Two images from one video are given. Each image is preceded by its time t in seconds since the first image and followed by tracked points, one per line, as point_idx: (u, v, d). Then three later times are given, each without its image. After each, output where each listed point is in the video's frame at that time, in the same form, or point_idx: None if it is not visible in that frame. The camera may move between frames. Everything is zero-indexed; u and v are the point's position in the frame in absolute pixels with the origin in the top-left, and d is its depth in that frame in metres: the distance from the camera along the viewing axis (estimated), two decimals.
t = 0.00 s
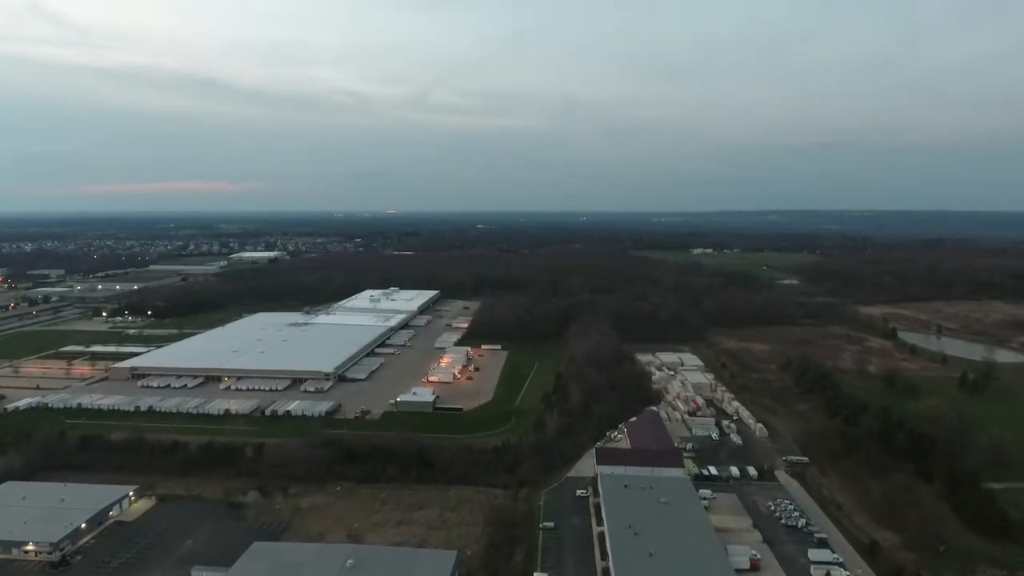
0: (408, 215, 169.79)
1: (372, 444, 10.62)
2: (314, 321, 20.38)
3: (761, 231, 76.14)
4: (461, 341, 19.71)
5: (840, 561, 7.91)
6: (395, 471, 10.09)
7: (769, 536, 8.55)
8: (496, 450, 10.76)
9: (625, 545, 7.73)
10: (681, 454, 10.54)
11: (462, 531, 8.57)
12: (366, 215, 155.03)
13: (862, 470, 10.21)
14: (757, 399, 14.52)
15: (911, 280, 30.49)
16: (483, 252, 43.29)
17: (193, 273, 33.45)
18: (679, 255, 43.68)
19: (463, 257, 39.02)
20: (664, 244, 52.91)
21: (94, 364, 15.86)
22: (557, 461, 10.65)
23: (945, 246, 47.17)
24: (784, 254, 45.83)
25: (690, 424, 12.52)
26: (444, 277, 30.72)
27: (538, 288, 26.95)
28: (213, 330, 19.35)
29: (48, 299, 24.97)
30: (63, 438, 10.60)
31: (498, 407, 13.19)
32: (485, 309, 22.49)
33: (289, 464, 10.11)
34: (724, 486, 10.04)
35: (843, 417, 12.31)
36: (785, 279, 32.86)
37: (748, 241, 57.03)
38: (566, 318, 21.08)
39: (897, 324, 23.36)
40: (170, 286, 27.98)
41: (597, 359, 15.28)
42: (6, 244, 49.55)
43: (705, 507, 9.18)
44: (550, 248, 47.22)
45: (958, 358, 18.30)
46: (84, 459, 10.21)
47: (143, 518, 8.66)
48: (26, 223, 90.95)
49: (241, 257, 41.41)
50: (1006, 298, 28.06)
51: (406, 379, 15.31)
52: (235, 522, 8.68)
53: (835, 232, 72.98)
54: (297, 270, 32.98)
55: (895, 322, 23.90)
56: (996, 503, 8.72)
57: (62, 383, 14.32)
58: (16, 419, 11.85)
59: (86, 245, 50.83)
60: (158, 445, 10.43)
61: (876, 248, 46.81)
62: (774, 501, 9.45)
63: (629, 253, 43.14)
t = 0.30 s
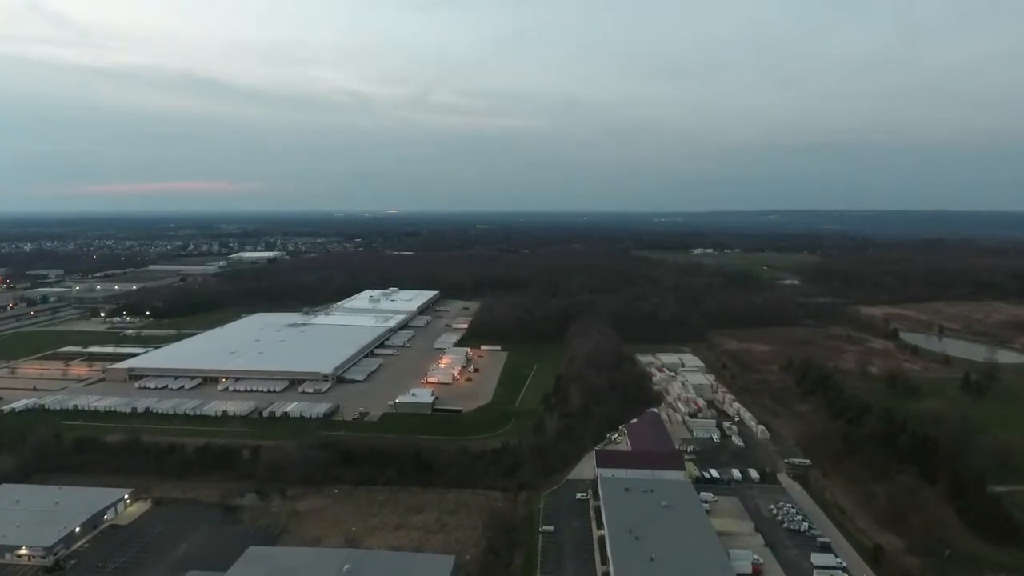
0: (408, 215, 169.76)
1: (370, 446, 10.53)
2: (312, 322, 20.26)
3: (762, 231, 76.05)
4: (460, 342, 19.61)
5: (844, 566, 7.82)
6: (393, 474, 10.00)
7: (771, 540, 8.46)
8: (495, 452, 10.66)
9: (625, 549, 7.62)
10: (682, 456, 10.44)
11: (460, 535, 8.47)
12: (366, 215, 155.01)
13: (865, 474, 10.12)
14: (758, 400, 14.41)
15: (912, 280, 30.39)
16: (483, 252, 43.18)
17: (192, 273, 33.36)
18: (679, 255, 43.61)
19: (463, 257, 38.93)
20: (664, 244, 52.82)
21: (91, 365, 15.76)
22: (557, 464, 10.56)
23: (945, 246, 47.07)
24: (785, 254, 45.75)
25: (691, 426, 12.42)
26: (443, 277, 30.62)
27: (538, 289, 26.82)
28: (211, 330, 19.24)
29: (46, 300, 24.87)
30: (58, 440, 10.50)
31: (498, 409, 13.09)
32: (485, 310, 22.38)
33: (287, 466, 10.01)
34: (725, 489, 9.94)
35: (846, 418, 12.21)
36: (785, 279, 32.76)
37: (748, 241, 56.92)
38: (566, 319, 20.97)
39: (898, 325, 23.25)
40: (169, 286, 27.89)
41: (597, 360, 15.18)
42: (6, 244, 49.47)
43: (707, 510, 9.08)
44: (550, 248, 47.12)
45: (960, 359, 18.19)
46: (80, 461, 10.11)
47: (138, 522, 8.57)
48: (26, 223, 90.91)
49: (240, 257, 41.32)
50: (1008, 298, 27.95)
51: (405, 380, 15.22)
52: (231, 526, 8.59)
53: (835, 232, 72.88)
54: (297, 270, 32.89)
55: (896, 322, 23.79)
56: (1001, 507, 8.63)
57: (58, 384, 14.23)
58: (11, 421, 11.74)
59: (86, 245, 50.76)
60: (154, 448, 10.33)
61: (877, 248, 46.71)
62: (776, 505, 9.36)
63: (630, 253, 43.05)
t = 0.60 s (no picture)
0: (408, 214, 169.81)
1: (368, 449, 10.43)
2: (311, 323, 20.16)
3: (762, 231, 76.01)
4: (460, 342, 19.50)
5: (848, 571, 7.72)
6: (392, 477, 9.90)
7: (774, 544, 8.36)
8: (495, 455, 10.56)
9: (626, 554, 7.53)
10: (683, 459, 10.34)
11: (459, 539, 8.37)
12: (366, 215, 155.07)
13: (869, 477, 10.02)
14: (759, 402, 14.31)
15: (913, 280, 30.29)
16: (483, 252, 43.11)
17: (191, 273, 33.29)
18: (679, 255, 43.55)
19: (463, 257, 38.84)
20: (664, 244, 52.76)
21: (88, 366, 15.66)
22: (557, 466, 10.46)
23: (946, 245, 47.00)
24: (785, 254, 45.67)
25: (692, 428, 12.31)
26: (443, 278, 30.52)
27: (537, 289, 26.72)
28: (209, 331, 19.13)
29: (44, 300, 24.78)
30: (53, 442, 10.40)
31: (498, 410, 12.99)
32: (485, 310, 22.27)
33: (284, 469, 9.91)
34: (727, 492, 9.84)
35: (848, 420, 12.11)
36: (786, 279, 32.66)
37: (748, 241, 56.89)
38: (566, 319, 20.87)
39: (900, 325, 23.14)
40: (168, 286, 27.81)
41: (598, 361, 15.08)
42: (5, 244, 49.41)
43: (708, 514, 8.98)
44: (550, 248, 47.03)
45: (963, 360, 18.07)
46: (75, 464, 10.01)
47: (133, 526, 8.47)
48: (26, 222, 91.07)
49: (239, 256, 41.26)
50: (1009, 298, 27.84)
51: (405, 381, 15.12)
52: (228, 529, 8.49)
53: (836, 232, 72.80)
54: (296, 270, 32.81)
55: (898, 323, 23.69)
56: (1006, 511, 8.53)
57: (55, 385, 14.13)
58: (6, 423, 11.65)
59: (86, 245, 50.72)
60: (151, 450, 10.23)
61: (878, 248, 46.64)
62: (779, 508, 9.25)
63: (630, 253, 42.98)
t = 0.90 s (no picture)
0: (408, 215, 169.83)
1: (367, 451, 10.33)
2: (310, 323, 20.07)
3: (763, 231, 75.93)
4: (459, 343, 19.40)
5: None
6: (390, 480, 9.81)
7: (776, 548, 8.26)
8: (494, 457, 10.47)
9: (626, 558, 7.42)
10: (684, 461, 10.24)
11: (458, 543, 8.27)
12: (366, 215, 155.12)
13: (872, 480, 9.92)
14: (761, 403, 14.20)
15: (915, 281, 30.19)
16: (483, 253, 43.03)
17: (190, 273, 33.20)
18: (680, 256, 43.51)
19: (463, 258, 38.76)
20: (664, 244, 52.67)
21: (86, 367, 15.57)
22: (557, 469, 10.36)
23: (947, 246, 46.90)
24: (786, 255, 45.60)
25: (694, 430, 12.21)
26: (443, 278, 30.43)
27: (537, 290, 26.59)
28: (207, 332, 19.03)
29: (42, 300, 24.67)
30: (49, 445, 10.29)
31: (497, 412, 12.89)
32: (484, 311, 22.17)
33: (281, 472, 9.82)
34: (728, 495, 9.74)
35: (851, 423, 12.01)
36: (787, 280, 32.55)
37: (748, 241, 56.83)
38: (566, 320, 20.78)
39: (902, 326, 23.04)
40: (167, 286, 27.71)
41: (598, 363, 14.97)
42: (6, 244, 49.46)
43: (710, 517, 8.88)
44: (550, 248, 46.95)
45: (966, 362, 17.97)
46: (71, 467, 9.91)
47: (128, 529, 8.36)
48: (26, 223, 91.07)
49: (239, 257, 41.16)
50: (1011, 299, 27.74)
51: (404, 383, 15.02)
52: (224, 533, 8.38)
53: (837, 233, 72.71)
54: (296, 270, 32.76)
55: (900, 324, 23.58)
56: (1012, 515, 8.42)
57: (52, 387, 14.03)
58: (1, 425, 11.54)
59: (86, 245, 50.68)
60: (147, 453, 10.13)
61: (879, 249, 46.54)
62: (781, 512, 9.16)
63: (631, 254, 42.89)
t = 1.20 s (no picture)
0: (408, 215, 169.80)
1: (365, 454, 10.23)
2: (309, 324, 19.98)
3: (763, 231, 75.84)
4: (459, 343, 19.32)
5: None
6: (388, 483, 9.72)
7: (778, 552, 8.17)
8: (493, 460, 10.38)
9: (626, 563, 7.33)
10: (685, 464, 10.15)
11: (456, 547, 8.18)
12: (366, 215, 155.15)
13: (875, 484, 9.83)
14: (762, 405, 14.11)
15: (917, 281, 30.07)
16: (483, 253, 42.95)
17: (189, 273, 33.12)
18: (680, 256, 43.43)
19: (463, 258, 38.66)
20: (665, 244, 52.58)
21: (84, 367, 15.48)
22: (557, 472, 10.27)
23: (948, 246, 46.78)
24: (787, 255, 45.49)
25: (695, 432, 12.11)
26: (442, 278, 30.34)
27: (538, 290, 26.50)
28: (206, 332, 18.94)
29: (40, 300, 24.58)
30: (44, 447, 10.20)
31: (497, 414, 12.79)
32: (484, 311, 22.07)
33: (279, 474, 9.73)
34: (730, 498, 9.65)
35: (853, 425, 11.92)
36: (788, 280, 32.44)
37: (749, 241, 56.76)
38: (567, 321, 20.69)
39: (904, 327, 22.94)
40: (166, 286, 27.64)
41: (598, 364, 14.87)
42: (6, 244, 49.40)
43: (711, 521, 8.79)
44: (550, 248, 46.85)
45: (968, 363, 17.87)
46: (66, 469, 9.82)
47: (123, 533, 8.27)
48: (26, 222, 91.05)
49: (238, 257, 41.07)
50: (1013, 299, 27.62)
51: (403, 384, 14.93)
52: (220, 537, 8.29)
53: (838, 232, 72.58)
54: (296, 270, 32.66)
55: (902, 324, 23.48)
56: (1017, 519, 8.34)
57: (49, 387, 13.94)
58: None
59: (85, 245, 50.63)
60: (143, 455, 10.04)
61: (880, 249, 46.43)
62: (783, 515, 9.07)
63: (631, 254, 42.80)
